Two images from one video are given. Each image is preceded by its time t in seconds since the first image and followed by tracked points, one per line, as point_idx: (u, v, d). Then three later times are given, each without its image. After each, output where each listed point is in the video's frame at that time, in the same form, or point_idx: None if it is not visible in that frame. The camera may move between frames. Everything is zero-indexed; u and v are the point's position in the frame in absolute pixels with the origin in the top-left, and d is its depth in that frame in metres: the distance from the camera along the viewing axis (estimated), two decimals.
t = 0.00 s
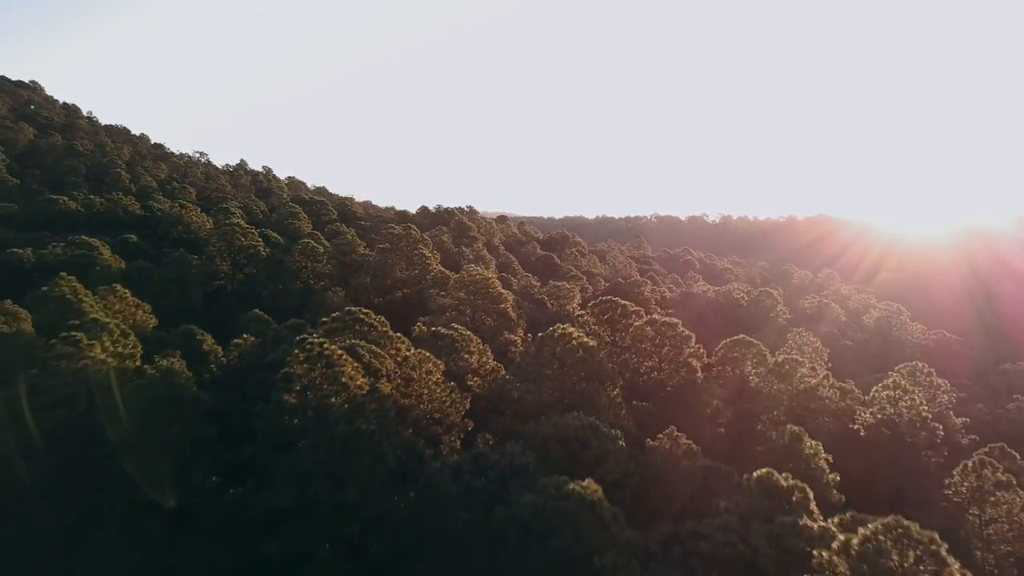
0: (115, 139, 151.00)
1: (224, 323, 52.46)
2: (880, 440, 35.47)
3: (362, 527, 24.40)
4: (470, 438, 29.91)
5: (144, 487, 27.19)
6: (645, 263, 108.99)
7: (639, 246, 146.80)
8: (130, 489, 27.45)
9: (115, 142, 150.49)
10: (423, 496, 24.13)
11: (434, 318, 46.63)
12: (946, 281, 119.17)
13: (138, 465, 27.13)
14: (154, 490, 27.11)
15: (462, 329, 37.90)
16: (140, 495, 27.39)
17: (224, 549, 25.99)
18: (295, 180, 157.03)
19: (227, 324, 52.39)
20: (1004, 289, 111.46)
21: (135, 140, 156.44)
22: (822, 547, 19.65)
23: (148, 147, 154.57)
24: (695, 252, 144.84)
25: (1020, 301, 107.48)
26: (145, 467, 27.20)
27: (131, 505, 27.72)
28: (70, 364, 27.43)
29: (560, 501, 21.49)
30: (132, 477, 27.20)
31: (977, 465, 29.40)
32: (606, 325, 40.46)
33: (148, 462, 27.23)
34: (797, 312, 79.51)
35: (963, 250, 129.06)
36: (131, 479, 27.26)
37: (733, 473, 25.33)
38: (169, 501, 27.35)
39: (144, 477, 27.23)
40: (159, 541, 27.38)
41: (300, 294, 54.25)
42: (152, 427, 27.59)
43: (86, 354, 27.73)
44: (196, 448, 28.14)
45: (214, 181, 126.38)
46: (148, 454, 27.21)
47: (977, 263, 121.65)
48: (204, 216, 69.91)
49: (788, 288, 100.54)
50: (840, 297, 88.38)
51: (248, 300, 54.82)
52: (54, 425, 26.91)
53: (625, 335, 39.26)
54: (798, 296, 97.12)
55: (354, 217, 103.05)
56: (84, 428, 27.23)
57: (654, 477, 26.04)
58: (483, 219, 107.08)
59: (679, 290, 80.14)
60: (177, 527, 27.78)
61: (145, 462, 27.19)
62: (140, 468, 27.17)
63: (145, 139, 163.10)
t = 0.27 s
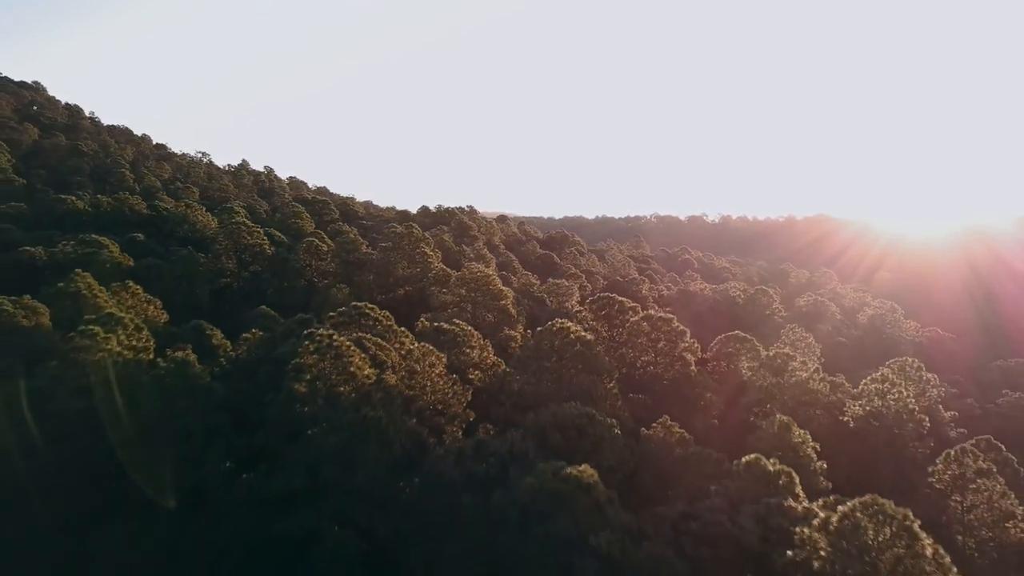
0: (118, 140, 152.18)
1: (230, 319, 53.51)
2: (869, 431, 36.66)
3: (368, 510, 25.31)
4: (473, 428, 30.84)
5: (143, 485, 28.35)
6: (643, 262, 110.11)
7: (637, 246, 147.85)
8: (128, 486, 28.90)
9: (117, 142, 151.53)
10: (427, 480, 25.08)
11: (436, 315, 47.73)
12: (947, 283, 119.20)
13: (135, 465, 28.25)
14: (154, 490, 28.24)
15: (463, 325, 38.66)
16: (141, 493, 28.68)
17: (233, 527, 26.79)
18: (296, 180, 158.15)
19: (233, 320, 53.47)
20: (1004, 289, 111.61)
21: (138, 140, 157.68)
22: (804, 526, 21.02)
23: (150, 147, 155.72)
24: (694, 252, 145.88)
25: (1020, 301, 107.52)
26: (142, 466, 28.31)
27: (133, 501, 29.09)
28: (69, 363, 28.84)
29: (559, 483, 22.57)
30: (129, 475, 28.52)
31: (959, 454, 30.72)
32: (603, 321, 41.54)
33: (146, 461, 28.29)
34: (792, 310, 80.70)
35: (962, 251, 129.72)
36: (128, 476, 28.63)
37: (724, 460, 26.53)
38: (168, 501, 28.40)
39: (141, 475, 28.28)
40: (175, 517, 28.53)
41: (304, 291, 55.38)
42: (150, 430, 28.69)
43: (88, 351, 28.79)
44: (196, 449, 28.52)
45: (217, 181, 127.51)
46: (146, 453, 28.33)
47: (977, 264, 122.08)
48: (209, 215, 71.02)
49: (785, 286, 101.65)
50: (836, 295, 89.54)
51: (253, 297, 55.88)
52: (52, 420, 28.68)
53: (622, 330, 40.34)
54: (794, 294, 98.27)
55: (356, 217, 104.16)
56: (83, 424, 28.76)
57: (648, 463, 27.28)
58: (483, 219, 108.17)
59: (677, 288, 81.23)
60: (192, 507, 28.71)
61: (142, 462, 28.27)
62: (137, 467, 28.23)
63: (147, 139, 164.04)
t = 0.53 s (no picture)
0: (122, 141, 153.62)
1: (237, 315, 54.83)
2: (856, 422, 37.98)
3: (376, 492, 26.67)
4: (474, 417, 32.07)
5: (143, 486, 29.97)
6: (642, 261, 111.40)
7: (636, 245, 149.15)
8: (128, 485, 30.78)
9: (121, 143, 152.81)
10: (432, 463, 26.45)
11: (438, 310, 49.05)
12: (947, 282, 119.25)
13: (133, 467, 29.88)
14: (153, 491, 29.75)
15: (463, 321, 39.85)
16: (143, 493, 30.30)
17: (241, 513, 28.10)
18: (297, 180, 159.43)
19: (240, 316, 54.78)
20: (1004, 289, 110.98)
21: (141, 140, 159.07)
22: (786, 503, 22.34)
23: (154, 147, 157.04)
24: (692, 251, 147.24)
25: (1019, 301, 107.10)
26: (140, 468, 29.90)
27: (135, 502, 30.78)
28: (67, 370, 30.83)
29: (555, 465, 23.88)
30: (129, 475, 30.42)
31: (940, 441, 32.11)
32: (599, 316, 42.74)
33: (144, 463, 29.84)
34: (788, 307, 82.05)
35: (962, 251, 129.35)
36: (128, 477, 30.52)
37: (714, 445, 27.86)
38: (169, 502, 29.74)
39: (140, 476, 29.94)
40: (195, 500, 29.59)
41: (309, 289, 56.75)
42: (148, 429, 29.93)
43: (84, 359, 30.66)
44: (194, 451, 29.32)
45: (220, 181, 128.85)
46: (144, 454, 29.78)
47: (977, 265, 121.05)
48: (215, 215, 72.42)
49: (781, 285, 103.02)
50: (831, 293, 90.80)
51: (259, 294, 57.20)
52: (51, 425, 30.78)
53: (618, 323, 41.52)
54: (791, 292, 99.58)
55: (359, 217, 105.49)
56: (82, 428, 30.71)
57: (642, 448, 28.61)
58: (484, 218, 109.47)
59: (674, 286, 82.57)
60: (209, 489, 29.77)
61: (139, 464, 29.84)
62: (135, 469, 29.85)
63: (149, 140, 165.30)
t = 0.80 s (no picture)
0: (124, 141, 154.60)
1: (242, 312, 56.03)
2: (846, 415, 39.18)
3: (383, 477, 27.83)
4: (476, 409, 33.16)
5: (145, 486, 31.60)
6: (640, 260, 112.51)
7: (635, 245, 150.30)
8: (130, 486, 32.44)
9: (123, 143, 153.91)
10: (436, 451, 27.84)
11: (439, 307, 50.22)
12: (950, 280, 119.02)
13: (134, 468, 31.61)
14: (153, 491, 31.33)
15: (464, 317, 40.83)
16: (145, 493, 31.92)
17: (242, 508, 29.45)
18: (299, 180, 160.49)
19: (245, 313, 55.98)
20: (1004, 289, 111.59)
21: (143, 140, 159.96)
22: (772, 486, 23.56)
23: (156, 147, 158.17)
24: (691, 250, 148.34)
25: (1019, 301, 107.77)
26: (139, 469, 31.54)
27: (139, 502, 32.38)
28: (67, 376, 32.47)
29: (553, 451, 25.07)
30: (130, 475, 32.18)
31: (924, 432, 33.20)
32: (595, 311, 43.34)
33: (143, 463, 31.41)
34: (783, 305, 83.17)
35: (962, 251, 129.18)
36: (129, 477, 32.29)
37: (706, 433, 29.06)
38: (169, 502, 31.18)
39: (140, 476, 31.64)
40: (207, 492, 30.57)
41: (313, 287, 57.92)
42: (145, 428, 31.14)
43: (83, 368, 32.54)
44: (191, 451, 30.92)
45: (222, 181, 129.98)
46: (143, 455, 31.26)
47: (978, 266, 120.35)
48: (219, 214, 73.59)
49: (779, 284, 104.12)
50: (827, 292, 91.90)
51: (264, 292, 58.37)
52: (51, 425, 32.52)
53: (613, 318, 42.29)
54: (787, 291, 100.65)
55: (360, 216, 106.59)
56: (86, 433, 32.81)
57: (637, 437, 29.82)
58: (484, 218, 110.54)
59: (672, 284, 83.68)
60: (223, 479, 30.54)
61: (139, 464, 31.45)
62: (135, 469, 31.50)
63: (151, 140, 166.33)
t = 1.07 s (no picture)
0: (127, 141, 155.88)
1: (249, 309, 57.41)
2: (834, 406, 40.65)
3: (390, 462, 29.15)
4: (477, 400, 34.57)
5: (145, 486, 32.68)
6: (639, 259, 113.83)
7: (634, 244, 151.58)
8: (129, 486, 33.48)
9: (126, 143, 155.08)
10: (440, 437, 29.23)
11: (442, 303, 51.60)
12: (948, 278, 120.25)
13: (134, 468, 32.73)
14: (154, 491, 32.36)
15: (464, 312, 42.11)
16: (145, 492, 32.95)
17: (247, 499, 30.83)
18: (300, 180, 161.71)
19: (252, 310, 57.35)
20: (1003, 287, 112.30)
21: (145, 141, 161.23)
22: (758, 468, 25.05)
23: (159, 148, 159.41)
24: (689, 249, 149.64)
25: (1017, 300, 108.82)
26: (140, 469, 32.67)
27: (140, 502, 33.41)
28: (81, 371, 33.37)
29: (552, 436, 26.52)
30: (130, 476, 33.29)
31: (907, 422, 34.93)
32: (592, 307, 44.17)
33: (143, 463, 32.51)
34: (779, 302, 84.56)
35: (962, 251, 129.21)
36: (129, 478, 33.41)
37: (697, 422, 30.53)
38: (169, 501, 32.18)
39: (141, 475, 32.75)
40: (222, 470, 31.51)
41: (318, 285, 59.30)
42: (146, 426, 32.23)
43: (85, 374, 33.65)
44: (199, 445, 32.39)
45: (225, 181, 131.19)
46: (143, 455, 32.33)
47: (977, 265, 121.78)
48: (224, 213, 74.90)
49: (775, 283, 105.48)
50: (823, 290, 93.23)
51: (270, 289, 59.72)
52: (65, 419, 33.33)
53: (609, 315, 43.29)
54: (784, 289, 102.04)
55: (362, 216, 107.90)
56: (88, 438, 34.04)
57: (632, 425, 31.27)
58: (484, 217, 111.79)
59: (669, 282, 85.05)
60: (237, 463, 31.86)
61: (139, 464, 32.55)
62: (136, 469, 32.60)
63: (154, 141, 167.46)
